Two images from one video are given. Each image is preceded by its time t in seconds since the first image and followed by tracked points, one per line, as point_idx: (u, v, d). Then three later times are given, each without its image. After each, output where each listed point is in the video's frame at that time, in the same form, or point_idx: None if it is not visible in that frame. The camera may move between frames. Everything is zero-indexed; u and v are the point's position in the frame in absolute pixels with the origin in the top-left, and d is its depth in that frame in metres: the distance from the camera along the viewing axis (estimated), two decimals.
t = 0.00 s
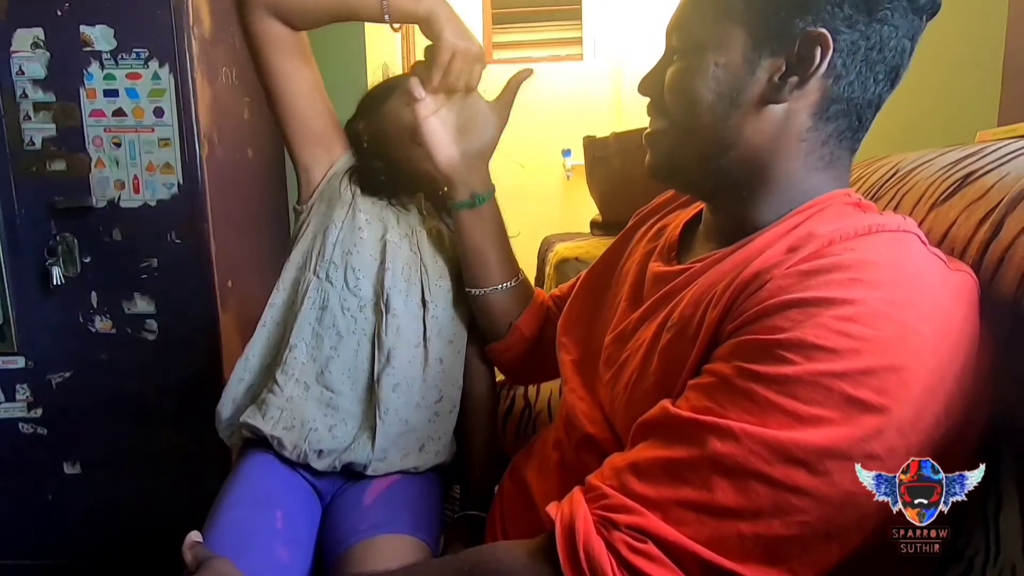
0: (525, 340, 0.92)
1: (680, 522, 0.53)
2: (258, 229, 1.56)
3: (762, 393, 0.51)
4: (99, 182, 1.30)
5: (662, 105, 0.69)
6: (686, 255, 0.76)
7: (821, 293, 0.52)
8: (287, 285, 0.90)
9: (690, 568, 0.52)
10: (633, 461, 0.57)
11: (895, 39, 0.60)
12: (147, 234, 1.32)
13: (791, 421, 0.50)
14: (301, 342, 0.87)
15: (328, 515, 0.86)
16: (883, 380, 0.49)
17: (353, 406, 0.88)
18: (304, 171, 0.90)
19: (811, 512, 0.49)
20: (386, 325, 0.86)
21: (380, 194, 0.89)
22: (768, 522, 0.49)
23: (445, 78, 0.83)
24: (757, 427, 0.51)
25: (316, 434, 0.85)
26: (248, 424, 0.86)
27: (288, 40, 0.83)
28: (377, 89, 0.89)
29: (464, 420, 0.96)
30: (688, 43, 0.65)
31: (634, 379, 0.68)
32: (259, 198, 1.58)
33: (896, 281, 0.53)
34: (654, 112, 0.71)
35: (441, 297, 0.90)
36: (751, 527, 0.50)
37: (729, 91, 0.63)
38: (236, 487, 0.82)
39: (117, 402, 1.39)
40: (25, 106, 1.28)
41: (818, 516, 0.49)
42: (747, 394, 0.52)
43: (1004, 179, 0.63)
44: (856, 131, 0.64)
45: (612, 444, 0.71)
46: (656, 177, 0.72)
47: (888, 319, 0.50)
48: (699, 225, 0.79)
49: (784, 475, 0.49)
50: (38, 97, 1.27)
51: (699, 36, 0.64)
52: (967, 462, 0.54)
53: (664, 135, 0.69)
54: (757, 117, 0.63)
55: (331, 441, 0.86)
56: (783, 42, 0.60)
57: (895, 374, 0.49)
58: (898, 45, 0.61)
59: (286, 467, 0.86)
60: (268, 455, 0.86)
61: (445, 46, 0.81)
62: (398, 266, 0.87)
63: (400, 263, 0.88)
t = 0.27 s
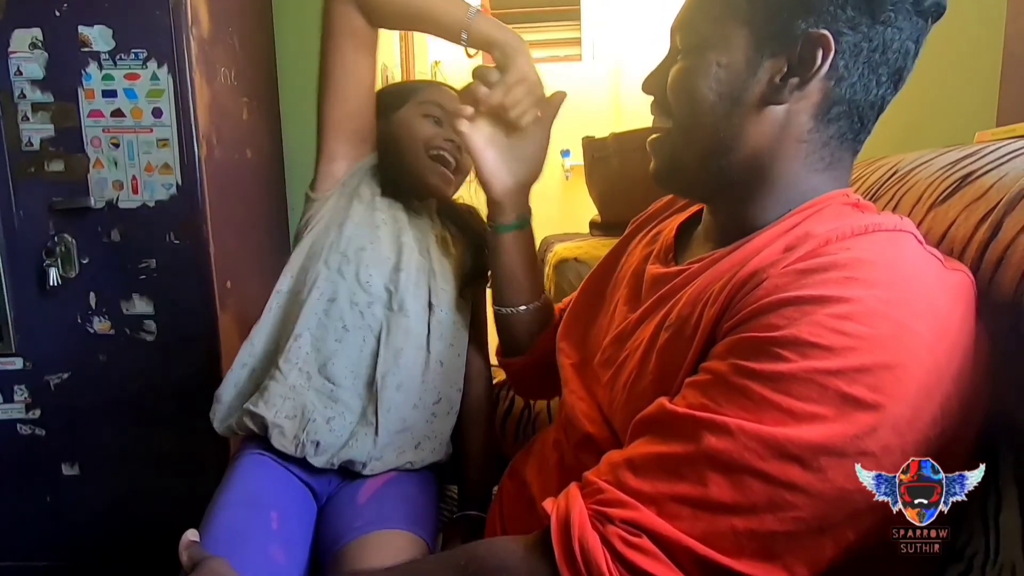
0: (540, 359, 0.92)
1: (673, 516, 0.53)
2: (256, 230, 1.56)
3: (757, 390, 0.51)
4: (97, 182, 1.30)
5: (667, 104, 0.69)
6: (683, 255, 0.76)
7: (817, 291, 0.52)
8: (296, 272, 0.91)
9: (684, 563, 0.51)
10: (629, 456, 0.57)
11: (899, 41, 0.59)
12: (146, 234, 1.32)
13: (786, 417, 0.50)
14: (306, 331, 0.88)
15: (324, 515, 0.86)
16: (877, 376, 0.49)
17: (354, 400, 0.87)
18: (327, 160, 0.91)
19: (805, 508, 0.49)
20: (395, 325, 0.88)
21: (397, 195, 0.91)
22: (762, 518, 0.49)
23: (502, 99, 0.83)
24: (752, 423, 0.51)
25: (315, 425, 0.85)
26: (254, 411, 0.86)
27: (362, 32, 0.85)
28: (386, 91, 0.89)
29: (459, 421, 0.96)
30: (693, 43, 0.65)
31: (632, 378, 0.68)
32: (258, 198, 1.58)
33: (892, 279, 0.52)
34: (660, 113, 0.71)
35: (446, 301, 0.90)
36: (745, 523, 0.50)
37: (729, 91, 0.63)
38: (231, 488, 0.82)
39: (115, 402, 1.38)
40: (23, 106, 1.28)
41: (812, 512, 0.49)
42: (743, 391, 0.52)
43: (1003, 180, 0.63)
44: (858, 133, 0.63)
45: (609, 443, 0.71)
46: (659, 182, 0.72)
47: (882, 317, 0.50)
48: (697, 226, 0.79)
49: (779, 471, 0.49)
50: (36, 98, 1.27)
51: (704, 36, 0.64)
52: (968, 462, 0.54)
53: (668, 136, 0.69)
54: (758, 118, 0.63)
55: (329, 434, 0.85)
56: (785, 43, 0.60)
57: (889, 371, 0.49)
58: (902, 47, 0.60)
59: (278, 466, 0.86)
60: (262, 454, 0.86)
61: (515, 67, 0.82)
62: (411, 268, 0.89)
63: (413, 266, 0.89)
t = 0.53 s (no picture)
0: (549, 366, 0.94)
1: (677, 516, 0.53)
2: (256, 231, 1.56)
3: (756, 386, 0.52)
4: (97, 183, 1.30)
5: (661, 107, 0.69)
6: (682, 257, 0.77)
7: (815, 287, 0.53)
8: (325, 267, 0.87)
9: (688, 562, 0.51)
10: (632, 456, 0.57)
11: (888, 36, 0.57)
12: (146, 236, 1.32)
13: (787, 414, 0.50)
14: (335, 330, 0.86)
15: (332, 514, 0.86)
16: (874, 371, 0.49)
17: (375, 399, 0.87)
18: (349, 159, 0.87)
19: (807, 505, 0.49)
20: (426, 328, 0.86)
21: (426, 199, 0.87)
22: (766, 516, 0.49)
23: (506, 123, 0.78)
24: (752, 420, 0.51)
25: (337, 423, 0.85)
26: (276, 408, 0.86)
27: (341, 34, 0.78)
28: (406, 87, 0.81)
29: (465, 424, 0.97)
30: (684, 48, 0.65)
31: (632, 376, 0.68)
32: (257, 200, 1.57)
33: (887, 274, 0.52)
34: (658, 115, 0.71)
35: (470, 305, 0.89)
36: (748, 521, 0.50)
37: (723, 92, 0.63)
38: (239, 485, 0.83)
39: (115, 404, 1.38)
40: (22, 108, 1.28)
41: (814, 510, 0.49)
42: (742, 388, 0.52)
43: (1002, 180, 0.63)
44: (856, 129, 0.61)
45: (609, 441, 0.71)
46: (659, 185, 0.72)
47: (879, 313, 0.50)
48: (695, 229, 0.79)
49: (781, 468, 0.49)
50: (35, 99, 1.27)
51: (695, 39, 0.64)
52: (968, 461, 0.53)
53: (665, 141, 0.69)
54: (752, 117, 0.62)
55: (350, 432, 0.86)
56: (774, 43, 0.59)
57: (887, 366, 0.49)
58: (894, 42, 0.58)
59: (289, 462, 0.86)
60: (272, 453, 0.86)
61: (512, 93, 0.76)
62: (446, 271, 0.87)
63: (447, 269, 0.87)
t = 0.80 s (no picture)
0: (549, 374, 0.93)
1: (672, 517, 0.52)
2: (254, 229, 1.56)
3: (752, 387, 0.51)
4: (94, 182, 1.29)
5: (654, 104, 0.68)
6: (679, 256, 0.76)
7: (812, 288, 0.52)
8: (309, 273, 0.92)
9: (682, 563, 0.51)
10: (628, 457, 0.57)
11: (880, 28, 0.61)
12: (144, 235, 1.31)
13: (780, 414, 0.50)
14: (317, 331, 0.88)
15: (331, 512, 0.85)
16: (872, 373, 0.49)
17: (363, 399, 0.87)
18: (332, 164, 0.94)
19: (802, 506, 0.48)
20: (406, 324, 0.86)
21: (409, 199, 0.91)
22: (761, 517, 0.49)
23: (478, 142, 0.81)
24: (747, 421, 0.51)
25: (324, 425, 0.85)
26: (261, 408, 0.86)
27: (312, 62, 0.84)
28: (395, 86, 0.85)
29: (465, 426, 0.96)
30: (678, 47, 0.65)
31: (630, 377, 0.67)
32: (255, 198, 1.57)
33: (886, 276, 0.52)
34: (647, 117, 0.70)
35: (457, 300, 0.88)
36: (743, 522, 0.50)
37: (722, 90, 0.63)
38: (240, 481, 0.83)
39: (113, 403, 1.38)
40: (19, 106, 1.27)
41: (808, 509, 0.49)
42: (738, 389, 0.52)
43: (999, 178, 0.63)
44: (848, 122, 0.64)
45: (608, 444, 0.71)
46: (649, 181, 0.71)
47: (877, 314, 0.50)
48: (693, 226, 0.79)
49: (774, 469, 0.49)
50: (33, 97, 1.27)
51: (689, 37, 0.64)
52: (967, 462, 0.54)
53: (657, 138, 0.68)
54: (753, 114, 0.62)
55: (339, 432, 0.85)
56: (773, 39, 0.60)
57: (886, 368, 0.49)
58: (883, 34, 0.61)
59: (289, 460, 0.86)
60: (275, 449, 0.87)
61: (483, 129, 0.80)
62: (422, 267, 0.87)
63: (423, 265, 0.87)
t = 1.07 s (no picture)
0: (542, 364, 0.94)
1: (682, 522, 0.52)
2: (253, 230, 1.56)
3: (760, 389, 0.51)
4: (94, 182, 1.29)
5: (655, 105, 0.68)
6: (678, 255, 0.76)
7: (817, 289, 0.52)
8: (307, 284, 0.88)
9: (694, 568, 0.51)
10: (636, 461, 0.57)
11: (875, 27, 0.60)
12: (143, 234, 1.31)
13: (790, 418, 0.50)
14: (319, 343, 0.86)
15: (327, 516, 0.85)
16: (879, 375, 0.49)
17: (366, 406, 0.87)
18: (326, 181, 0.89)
19: (814, 511, 0.49)
20: (412, 332, 0.86)
21: (407, 205, 0.89)
22: (772, 522, 0.49)
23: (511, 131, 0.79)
24: (756, 425, 0.50)
25: (326, 431, 0.85)
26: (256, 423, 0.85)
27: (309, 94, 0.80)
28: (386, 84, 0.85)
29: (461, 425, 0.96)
30: (673, 50, 0.65)
31: (631, 377, 0.67)
32: (254, 198, 1.57)
33: (890, 276, 0.52)
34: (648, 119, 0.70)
35: (458, 304, 0.90)
36: (754, 528, 0.50)
37: (714, 92, 0.63)
38: (233, 485, 0.81)
39: (112, 403, 1.38)
40: (19, 105, 1.27)
41: (820, 516, 0.49)
42: (745, 392, 0.52)
43: (999, 176, 0.63)
44: (847, 123, 0.63)
45: (607, 444, 0.71)
46: (653, 183, 0.72)
47: (883, 314, 0.50)
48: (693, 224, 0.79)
49: (786, 473, 0.49)
50: (32, 97, 1.27)
51: (684, 40, 0.64)
52: (967, 462, 0.54)
53: (656, 142, 0.69)
54: (745, 115, 0.62)
55: (340, 440, 0.85)
56: (763, 41, 0.60)
57: (891, 368, 0.49)
58: (880, 33, 0.60)
59: (287, 467, 0.85)
60: (269, 454, 0.85)
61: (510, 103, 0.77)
62: (426, 273, 0.88)
63: (428, 271, 0.88)
